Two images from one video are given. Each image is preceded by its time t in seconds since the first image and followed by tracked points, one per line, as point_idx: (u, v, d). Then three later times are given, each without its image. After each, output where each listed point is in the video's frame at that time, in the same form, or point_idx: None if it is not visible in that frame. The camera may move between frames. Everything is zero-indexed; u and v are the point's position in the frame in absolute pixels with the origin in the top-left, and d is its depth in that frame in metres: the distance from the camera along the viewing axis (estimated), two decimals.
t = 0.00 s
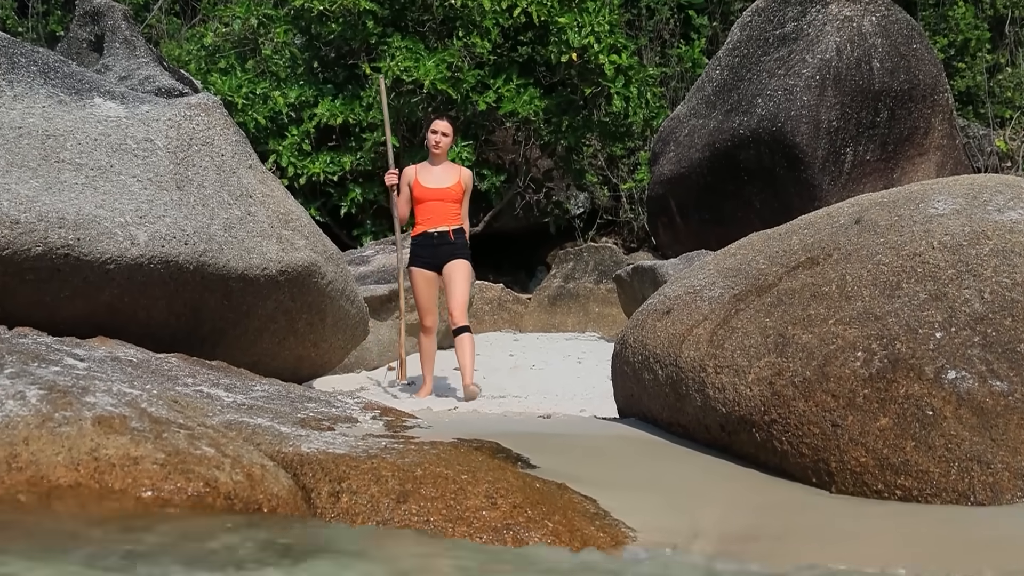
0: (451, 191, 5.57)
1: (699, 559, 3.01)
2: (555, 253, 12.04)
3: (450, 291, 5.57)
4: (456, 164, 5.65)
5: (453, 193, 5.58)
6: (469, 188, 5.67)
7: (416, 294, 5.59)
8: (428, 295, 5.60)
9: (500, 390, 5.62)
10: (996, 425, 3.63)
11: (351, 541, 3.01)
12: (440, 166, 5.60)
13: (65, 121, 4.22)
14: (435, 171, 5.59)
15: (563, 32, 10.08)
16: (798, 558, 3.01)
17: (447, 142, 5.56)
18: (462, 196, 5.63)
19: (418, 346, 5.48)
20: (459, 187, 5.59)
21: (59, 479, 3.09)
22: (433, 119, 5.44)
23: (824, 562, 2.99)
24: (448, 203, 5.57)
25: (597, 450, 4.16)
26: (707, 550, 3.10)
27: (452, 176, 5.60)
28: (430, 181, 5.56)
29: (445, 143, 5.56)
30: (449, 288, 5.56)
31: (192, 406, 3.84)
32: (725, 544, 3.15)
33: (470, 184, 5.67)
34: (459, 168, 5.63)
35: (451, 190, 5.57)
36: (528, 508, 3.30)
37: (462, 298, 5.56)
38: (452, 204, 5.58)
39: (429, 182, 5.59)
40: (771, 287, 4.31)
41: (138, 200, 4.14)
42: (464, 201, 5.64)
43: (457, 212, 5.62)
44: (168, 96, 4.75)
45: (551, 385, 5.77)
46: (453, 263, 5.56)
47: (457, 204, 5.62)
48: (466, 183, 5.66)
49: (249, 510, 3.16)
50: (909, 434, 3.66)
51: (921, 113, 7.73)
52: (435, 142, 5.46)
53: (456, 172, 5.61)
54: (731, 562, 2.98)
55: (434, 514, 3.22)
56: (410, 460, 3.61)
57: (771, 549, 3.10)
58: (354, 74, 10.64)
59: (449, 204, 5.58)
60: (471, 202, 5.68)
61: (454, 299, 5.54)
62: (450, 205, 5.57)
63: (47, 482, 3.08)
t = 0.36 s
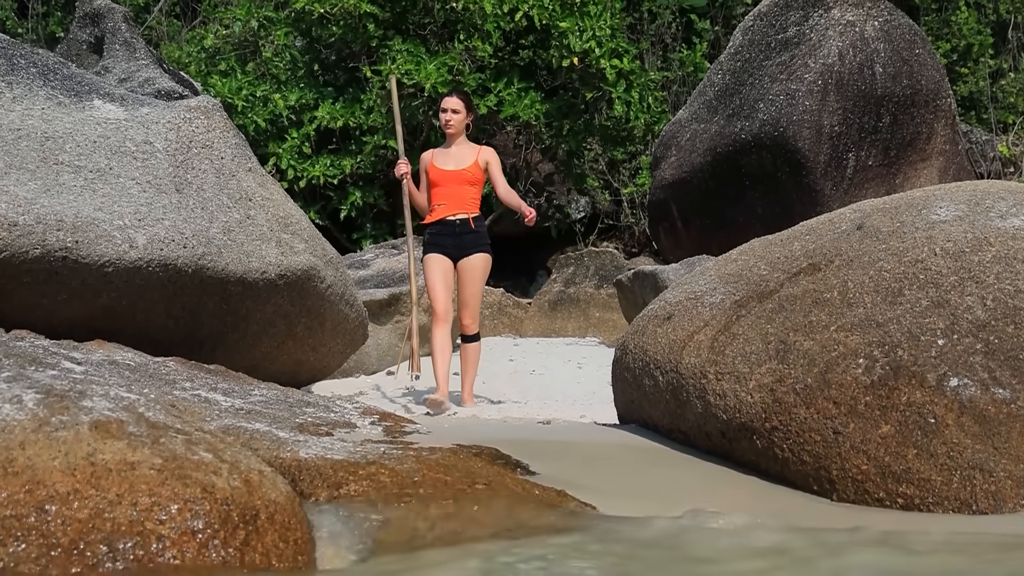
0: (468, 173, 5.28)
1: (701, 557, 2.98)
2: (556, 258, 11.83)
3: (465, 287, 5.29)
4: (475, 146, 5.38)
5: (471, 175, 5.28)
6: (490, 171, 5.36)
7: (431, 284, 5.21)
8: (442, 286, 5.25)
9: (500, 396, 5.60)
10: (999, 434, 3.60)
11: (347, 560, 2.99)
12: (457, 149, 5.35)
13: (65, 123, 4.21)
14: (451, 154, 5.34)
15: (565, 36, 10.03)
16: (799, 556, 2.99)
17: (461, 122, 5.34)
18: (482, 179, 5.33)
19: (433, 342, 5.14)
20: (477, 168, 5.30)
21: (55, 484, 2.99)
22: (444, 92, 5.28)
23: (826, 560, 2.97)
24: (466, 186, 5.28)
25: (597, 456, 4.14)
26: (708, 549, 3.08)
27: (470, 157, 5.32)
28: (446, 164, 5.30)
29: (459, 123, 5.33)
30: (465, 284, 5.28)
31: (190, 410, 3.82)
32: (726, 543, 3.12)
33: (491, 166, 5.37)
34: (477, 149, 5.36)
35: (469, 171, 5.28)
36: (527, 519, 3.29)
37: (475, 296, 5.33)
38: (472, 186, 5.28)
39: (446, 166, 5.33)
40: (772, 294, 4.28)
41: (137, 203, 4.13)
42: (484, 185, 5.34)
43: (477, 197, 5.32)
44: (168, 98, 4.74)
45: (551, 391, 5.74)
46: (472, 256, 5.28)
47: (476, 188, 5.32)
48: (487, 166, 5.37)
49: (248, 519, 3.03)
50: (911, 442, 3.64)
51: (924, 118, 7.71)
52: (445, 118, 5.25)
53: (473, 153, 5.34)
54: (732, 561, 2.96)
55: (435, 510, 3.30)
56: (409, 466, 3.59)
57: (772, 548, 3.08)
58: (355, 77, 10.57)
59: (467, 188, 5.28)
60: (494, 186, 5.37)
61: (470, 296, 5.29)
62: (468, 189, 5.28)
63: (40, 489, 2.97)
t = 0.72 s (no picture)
0: (466, 166, 5.01)
1: (709, 567, 2.96)
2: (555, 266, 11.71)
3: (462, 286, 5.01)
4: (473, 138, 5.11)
5: (469, 169, 5.02)
6: (489, 167, 5.10)
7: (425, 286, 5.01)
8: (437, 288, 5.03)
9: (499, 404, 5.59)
10: (999, 443, 3.64)
11: (346, 562, 2.99)
12: (454, 139, 5.07)
13: (65, 129, 4.23)
14: (447, 144, 5.05)
15: (566, 44, 10.04)
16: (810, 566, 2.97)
17: (460, 110, 5.07)
18: (480, 173, 5.07)
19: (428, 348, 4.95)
20: (476, 161, 5.03)
21: (55, 491, 2.99)
22: (445, 78, 5.01)
23: (838, 572, 2.95)
24: (462, 179, 5.01)
25: (598, 463, 4.15)
26: (715, 558, 3.06)
27: (469, 149, 5.05)
28: (443, 154, 5.01)
29: (458, 112, 5.06)
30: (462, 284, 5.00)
31: (190, 417, 3.81)
32: (733, 552, 3.10)
33: (489, 161, 5.11)
34: (477, 141, 5.09)
35: (467, 164, 5.01)
36: (528, 529, 3.28)
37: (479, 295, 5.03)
38: (468, 180, 5.02)
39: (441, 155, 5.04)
40: (772, 303, 4.25)
41: (137, 209, 4.13)
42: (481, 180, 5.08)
43: (472, 191, 5.05)
44: (169, 104, 4.75)
45: (551, 399, 5.74)
46: (463, 253, 5.00)
47: (472, 182, 5.05)
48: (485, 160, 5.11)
49: (248, 526, 3.05)
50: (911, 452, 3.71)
51: (924, 127, 7.73)
52: (443, 105, 4.99)
53: (472, 145, 5.07)
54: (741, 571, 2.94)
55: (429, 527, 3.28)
56: (408, 473, 3.59)
57: (783, 557, 3.06)
58: (356, 85, 10.55)
59: (464, 181, 5.01)
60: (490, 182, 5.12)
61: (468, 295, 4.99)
62: (465, 182, 5.01)
63: (40, 494, 2.97)
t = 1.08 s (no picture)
0: (480, 153, 4.89)
1: None
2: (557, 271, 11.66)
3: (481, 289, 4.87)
4: (495, 125, 4.99)
5: (484, 156, 4.90)
6: (511, 153, 4.95)
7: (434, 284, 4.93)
8: (447, 287, 4.93)
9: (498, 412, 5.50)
10: (1010, 456, 3.51)
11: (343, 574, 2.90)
12: (473, 127, 4.99)
13: (56, 130, 4.15)
14: (465, 134, 4.98)
15: (568, 45, 9.98)
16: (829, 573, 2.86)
17: (478, 96, 5.01)
18: (500, 159, 4.93)
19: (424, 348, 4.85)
20: (493, 147, 4.91)
21: (43, 500, 2.89)
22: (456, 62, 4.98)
23: None
24: (477, 166, 4.89)
25: (598, 472, 4.04)
26: (730, 566, 2.94)
27: (487, 136, 4.95)
28: (459, 143, 4.95)
29: (476, 98, 5.00)
30: (481, 286, 4.86)
31: (182, 425, 3.72)
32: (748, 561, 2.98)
33: (512, 147, 4.95)
34: (497, 128, 4.97)
35: (483, 150, 4.90)
36: (530, 542, 3.18)
37: (499, 303, 4.84)
38: (485, 167, 4.90)
39: (460, 145, 4.98)
40: (778, 311, 4.16)
41: (129, 212, 4.05)
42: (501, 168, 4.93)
43: (491, 180, 4.92)
44: (162, 105, 4.69)
45: (551, 407, 5.65)
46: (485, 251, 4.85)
47: (490, 170, 4.92)
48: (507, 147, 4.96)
49: (241, 537, 2.98)
50: (921, 464, 3.56)
51: (934, 132, 7.62)
52: (458, 91, 4.96)
53: (491, 132, 4.96)
54: None
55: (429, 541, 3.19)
56: (405, 484, 3.49)
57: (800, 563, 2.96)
58: (353, 86, 10.42)
59: (480, 169, 4.89)
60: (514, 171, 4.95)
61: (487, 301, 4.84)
62: (480, 170, 4.89)
63: (29, 504, 2.87)
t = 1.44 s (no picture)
0: (470, 158, 4.83)
1: None
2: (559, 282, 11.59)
3: (470, 298, 4.80)
4: (487, 129, 4.93)
5: (474, 161, 4.83)
6: (501, 159, 4.89)
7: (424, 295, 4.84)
8: (436, 300, 4.84)
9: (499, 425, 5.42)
10: (1021, 472, 3.43)
11: None
12: (464, 130, 4.93)
13: (51, 137, 4.10)
14: (456, 136, 4.92)
15: (571, 52, 9.96)
16: None
17: (470, 100, 4.94)
18: (489, 165, 4.87)
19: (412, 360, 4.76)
20: (483, 152, 4.85)
21: (35, 515, 2.83)
22: (450, 65, 4.92)
23: None
24: (466, 171, 4.83)
25: (600, 485, 3.96)
26: None
27: (478, 140, 4.88)
28: (449, 146, 4.89)
29: (468, 102, 4.93)
30: (471, 295, 4.79)
31: (178, 438, 3.64)
32: None
33: (503, 153, 4.89)
34: (489, 132, 4.91)
35: (471, 155, 4.83)
36: (532, 560, 3.11)
37: (490, 312, 4.79)
38: (473, 172, 4.83)
39: (449, 148, 4.91)
40: (785, 323, 4.08)
41: (125, 221, 4.00)
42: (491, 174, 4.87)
43: (480, 185, 4.85)
44: (158, 112, 4.68)
45: (553, 421, 5.57)
46: (474, 260, 4.78)
47: (480, 176, 4.85)
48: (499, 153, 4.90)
49: (237, 554, 2.91)
50: (930, 479, 3.47)
51: (943, 141, 7.58)
52: (448, 96, 4.90)
53: (482, 136, 4.89)
54: None
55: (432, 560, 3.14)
56: (405, 499, 3.41)
57: None
58: (353, 93, 10.34)
59: (468, 174, 4.83)
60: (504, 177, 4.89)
61: (478, 309, 4.78)
62: (469, 175, 4.83)
63: (20, 519, 2.81)
